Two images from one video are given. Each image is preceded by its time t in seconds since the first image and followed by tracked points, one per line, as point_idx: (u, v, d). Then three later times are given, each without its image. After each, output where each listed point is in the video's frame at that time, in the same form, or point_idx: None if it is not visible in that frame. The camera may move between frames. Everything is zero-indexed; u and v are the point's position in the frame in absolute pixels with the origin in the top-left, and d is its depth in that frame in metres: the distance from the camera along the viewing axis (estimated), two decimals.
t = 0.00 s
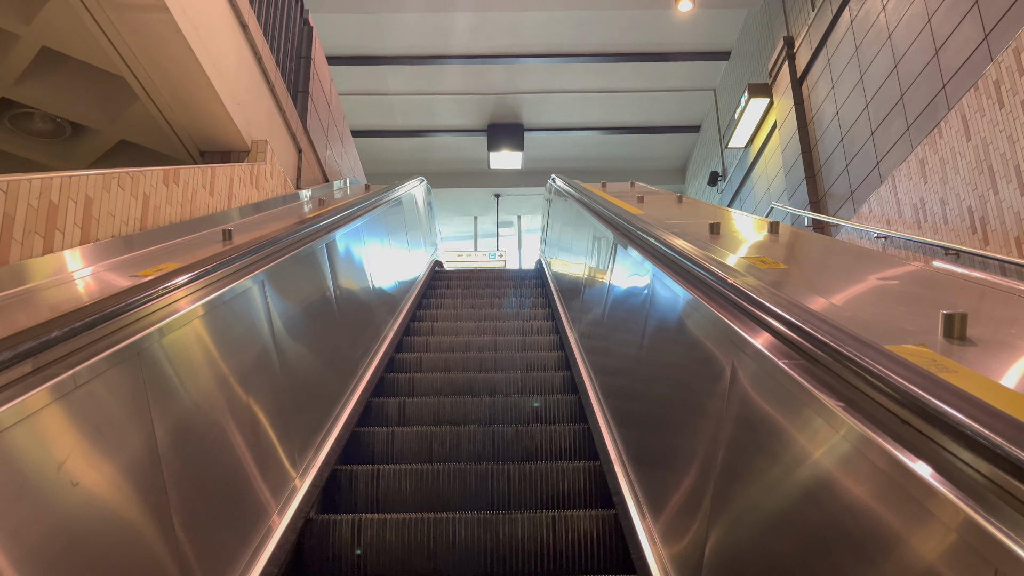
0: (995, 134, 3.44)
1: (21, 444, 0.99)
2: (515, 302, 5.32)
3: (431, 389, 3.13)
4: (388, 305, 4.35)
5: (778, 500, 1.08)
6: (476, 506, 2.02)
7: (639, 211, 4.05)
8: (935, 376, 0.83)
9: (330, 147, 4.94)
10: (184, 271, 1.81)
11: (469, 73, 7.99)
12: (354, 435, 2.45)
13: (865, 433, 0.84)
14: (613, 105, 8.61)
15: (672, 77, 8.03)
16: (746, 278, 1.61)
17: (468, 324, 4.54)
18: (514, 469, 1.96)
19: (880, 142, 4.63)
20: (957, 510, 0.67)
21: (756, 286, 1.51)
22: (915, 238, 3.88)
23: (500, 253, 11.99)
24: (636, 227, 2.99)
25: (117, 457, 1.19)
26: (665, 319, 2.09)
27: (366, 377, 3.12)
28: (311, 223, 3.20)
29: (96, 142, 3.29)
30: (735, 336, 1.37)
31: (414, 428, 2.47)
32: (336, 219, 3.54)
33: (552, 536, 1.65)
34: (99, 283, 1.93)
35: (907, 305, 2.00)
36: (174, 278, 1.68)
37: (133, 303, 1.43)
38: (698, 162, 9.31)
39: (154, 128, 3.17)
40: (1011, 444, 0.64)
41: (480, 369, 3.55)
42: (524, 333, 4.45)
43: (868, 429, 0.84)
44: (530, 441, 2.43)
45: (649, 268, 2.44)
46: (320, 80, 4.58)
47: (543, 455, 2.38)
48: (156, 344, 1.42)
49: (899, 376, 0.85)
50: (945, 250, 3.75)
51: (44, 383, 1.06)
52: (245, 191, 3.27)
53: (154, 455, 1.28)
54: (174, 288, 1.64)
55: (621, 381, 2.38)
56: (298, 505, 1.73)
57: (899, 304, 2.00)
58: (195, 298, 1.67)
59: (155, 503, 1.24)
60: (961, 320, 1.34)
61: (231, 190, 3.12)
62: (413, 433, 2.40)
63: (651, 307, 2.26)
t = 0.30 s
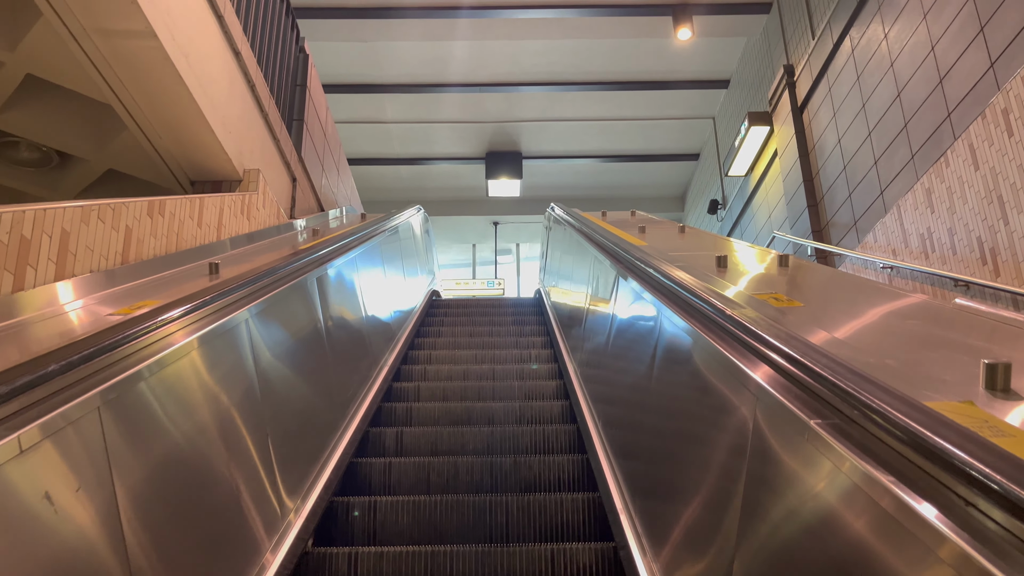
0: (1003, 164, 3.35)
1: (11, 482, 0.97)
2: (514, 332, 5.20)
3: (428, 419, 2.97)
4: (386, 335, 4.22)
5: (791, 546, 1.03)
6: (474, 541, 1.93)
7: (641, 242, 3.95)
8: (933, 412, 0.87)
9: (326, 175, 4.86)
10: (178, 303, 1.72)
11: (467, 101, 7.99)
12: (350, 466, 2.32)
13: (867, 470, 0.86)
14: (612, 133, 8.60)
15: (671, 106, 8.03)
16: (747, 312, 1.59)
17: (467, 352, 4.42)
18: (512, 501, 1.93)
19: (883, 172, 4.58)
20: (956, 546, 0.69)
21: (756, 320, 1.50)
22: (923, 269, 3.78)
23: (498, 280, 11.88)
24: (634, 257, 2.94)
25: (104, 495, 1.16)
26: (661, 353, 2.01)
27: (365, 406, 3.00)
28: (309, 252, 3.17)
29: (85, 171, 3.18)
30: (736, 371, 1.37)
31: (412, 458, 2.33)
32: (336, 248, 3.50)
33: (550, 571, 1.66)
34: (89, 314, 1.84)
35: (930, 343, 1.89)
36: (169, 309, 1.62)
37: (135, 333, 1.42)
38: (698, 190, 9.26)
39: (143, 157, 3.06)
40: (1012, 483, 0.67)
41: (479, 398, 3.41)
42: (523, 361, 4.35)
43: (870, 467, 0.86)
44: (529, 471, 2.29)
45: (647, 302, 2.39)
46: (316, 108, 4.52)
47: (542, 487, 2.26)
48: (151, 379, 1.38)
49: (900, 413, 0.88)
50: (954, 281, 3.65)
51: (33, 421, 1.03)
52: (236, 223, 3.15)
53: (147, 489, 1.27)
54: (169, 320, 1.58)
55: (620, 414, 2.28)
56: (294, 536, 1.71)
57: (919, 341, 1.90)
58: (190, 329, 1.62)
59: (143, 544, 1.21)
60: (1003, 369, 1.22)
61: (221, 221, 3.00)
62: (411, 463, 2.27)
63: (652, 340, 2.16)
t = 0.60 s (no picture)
0: (1014, 196, 3.24)
1: None
2: (512, 362, 5.06)
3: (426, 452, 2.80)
4: (383, 368, 4.09)
5: None
6: None
7: (644, 274, 3.84)
8: (938, 450, 0.82)
9: (322, 206, 4.77)
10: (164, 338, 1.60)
11: (465, 130, 7.97)
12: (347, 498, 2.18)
13: (868, 507, 0.81)
14: (610, 162, 8.58)
15: (669, 135, 8.02)
16: (750, 348, 1.51)
17: (465, 382, 4.28)
18: (511, 536, 1.81)
19: (887, 203, 4.51)
20: None
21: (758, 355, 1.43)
22: (932, 301, 3.67)
23: (496, 311, 11.74)
24: (633, 287, 2.85)
25: (96, 537, 1.09)
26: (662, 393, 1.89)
27: (361, 439, 2.84)
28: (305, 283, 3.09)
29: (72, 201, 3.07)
30: (739, 408, 1.30)
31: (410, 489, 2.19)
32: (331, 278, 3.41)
33: None
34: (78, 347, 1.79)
35: (957, 388, 1.76)
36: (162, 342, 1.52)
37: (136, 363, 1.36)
38: (697, 220, 9.21)
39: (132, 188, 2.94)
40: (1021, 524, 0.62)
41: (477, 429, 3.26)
42: (521, 392, 4.22)
43: (870, 504, 0.81)
44: (527, 504, 2.15)
45: (644, 334, 2.30)
46: (312, 138, 4.45)
47: (541, 520, 2.11)
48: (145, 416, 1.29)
49: (898, 449, 0.83)
50: (965, 315, 3.53)
51: (20, 460, 0.96)
52: (224, 255, 3.02)
53: (147, 523, 1.20)
54: (161, 355, 1.48)
55: (620, 454, 2.13)
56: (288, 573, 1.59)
57: (946, 385, 1.78)
58: (182, 366, 1.50)
59: None
60: None
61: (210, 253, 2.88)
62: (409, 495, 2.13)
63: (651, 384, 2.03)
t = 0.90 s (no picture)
0: None
1: None
2: (510, 393, 4.92)
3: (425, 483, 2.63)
4: (381, 401, 3.95)
5: None
6: None
7: (647, 307, 3.72)
8: (937, 489, 0.85)
9: (317, 235, 4.67)
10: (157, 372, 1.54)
11: (463, 160, 7.94)
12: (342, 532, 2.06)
13: (872, 550, 0.83)
14: (609, 192, 8.55)
15: (668, 165, 8.00)
16: (761, 389, 1.43)
17: (464, 412, 4.15)
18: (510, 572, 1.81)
19: (892, 235, 4.43)
20: None
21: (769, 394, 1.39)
22: (942, 336, 3.56)
23: (494, 341, 11.59)
24: (632, 320, 2.76)
25: None
26: (669, 434, 1.75)
27: (358, 470, 2.67)
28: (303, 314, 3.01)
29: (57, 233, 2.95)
30: (741, 446, 1.30)
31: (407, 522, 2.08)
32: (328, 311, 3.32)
33: None
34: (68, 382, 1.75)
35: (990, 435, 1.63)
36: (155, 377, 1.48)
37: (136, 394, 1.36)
38: (698, 250, 9.14)
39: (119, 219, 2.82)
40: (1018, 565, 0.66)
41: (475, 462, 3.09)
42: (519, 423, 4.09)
43: (875, 547, 0.83)
44: (524, 540, 2.03)
45: (642, 363, 2.23)
46: (307, 166, 4.37)
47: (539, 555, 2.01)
48: (137, 452, 1.26)
49: (900, 489, 0.86)
50: (977, 350, 3.42)
51: (10, 500, 0.95)
52: (213, 287, 2.89)
53: (144, 551, 1.20)
54: (156, 389, 1.44)
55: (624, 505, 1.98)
56: None
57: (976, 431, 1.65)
58: (176, 402, 1.46)
59: None
60: None
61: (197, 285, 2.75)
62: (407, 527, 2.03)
63: (656, 433, 1.87)
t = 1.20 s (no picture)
0: None
1: None
2: (507, 421, 4.82)
3: (422, 514, 2.55)
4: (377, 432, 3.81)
5: None
6: None
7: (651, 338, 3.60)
8: (936, 522, 0.85)
9: (312, 261, 4.58)
10: (149, 404, 1.50)
11: (463, 187, 7.90)
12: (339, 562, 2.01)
13: None
14: (609, 220, 8.51)
15: (668, 193, 7.97)
16: (762, 420, 1.38)
17: (462, 440, 4.06)
18: None
19: (899, 265, 4.34)
20: None
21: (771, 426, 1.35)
22: (953, 369, 3.45)
23: (492, 368, 11.42)
24: (631, 347, 2.70)
25: None
26: (680, 479, 1.63)
27: (354, 499, 2.57)
28: (296, 343, 2.89)
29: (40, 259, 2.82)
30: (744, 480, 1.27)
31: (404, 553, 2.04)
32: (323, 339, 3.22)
33: None
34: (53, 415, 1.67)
35: None
36: (147, 409, 1.44)
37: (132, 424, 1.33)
38: (698, 278, 9.06)
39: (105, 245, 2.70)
40: None
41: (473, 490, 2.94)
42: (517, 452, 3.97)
43: None
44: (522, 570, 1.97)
45: (641, 392, 2.18)
46: (303, 192, 4.29)
47: None
48: (133, 483, 1.23)
49: (899, 523, 0.85)
50: (991, 385, 3.30)
51: (0, 531, 0.91)
52: (201, 317, 2.76)
53: None
54: (148, 421, 1.40)
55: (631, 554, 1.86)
56: None
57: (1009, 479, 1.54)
58: (167, 433, 1.42)
59: None
60: None
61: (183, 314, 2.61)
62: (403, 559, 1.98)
63: (664, 480, 1.74)
